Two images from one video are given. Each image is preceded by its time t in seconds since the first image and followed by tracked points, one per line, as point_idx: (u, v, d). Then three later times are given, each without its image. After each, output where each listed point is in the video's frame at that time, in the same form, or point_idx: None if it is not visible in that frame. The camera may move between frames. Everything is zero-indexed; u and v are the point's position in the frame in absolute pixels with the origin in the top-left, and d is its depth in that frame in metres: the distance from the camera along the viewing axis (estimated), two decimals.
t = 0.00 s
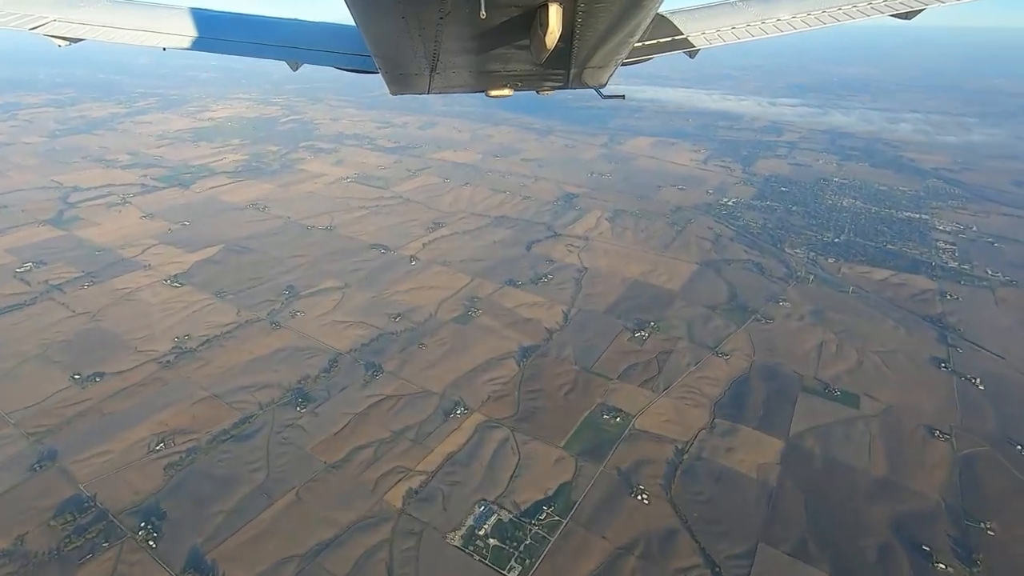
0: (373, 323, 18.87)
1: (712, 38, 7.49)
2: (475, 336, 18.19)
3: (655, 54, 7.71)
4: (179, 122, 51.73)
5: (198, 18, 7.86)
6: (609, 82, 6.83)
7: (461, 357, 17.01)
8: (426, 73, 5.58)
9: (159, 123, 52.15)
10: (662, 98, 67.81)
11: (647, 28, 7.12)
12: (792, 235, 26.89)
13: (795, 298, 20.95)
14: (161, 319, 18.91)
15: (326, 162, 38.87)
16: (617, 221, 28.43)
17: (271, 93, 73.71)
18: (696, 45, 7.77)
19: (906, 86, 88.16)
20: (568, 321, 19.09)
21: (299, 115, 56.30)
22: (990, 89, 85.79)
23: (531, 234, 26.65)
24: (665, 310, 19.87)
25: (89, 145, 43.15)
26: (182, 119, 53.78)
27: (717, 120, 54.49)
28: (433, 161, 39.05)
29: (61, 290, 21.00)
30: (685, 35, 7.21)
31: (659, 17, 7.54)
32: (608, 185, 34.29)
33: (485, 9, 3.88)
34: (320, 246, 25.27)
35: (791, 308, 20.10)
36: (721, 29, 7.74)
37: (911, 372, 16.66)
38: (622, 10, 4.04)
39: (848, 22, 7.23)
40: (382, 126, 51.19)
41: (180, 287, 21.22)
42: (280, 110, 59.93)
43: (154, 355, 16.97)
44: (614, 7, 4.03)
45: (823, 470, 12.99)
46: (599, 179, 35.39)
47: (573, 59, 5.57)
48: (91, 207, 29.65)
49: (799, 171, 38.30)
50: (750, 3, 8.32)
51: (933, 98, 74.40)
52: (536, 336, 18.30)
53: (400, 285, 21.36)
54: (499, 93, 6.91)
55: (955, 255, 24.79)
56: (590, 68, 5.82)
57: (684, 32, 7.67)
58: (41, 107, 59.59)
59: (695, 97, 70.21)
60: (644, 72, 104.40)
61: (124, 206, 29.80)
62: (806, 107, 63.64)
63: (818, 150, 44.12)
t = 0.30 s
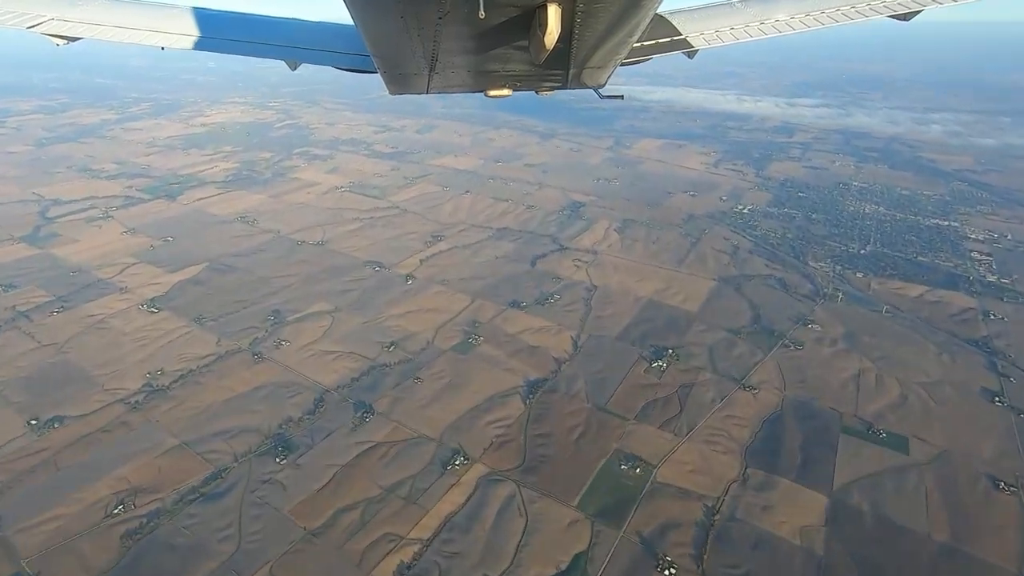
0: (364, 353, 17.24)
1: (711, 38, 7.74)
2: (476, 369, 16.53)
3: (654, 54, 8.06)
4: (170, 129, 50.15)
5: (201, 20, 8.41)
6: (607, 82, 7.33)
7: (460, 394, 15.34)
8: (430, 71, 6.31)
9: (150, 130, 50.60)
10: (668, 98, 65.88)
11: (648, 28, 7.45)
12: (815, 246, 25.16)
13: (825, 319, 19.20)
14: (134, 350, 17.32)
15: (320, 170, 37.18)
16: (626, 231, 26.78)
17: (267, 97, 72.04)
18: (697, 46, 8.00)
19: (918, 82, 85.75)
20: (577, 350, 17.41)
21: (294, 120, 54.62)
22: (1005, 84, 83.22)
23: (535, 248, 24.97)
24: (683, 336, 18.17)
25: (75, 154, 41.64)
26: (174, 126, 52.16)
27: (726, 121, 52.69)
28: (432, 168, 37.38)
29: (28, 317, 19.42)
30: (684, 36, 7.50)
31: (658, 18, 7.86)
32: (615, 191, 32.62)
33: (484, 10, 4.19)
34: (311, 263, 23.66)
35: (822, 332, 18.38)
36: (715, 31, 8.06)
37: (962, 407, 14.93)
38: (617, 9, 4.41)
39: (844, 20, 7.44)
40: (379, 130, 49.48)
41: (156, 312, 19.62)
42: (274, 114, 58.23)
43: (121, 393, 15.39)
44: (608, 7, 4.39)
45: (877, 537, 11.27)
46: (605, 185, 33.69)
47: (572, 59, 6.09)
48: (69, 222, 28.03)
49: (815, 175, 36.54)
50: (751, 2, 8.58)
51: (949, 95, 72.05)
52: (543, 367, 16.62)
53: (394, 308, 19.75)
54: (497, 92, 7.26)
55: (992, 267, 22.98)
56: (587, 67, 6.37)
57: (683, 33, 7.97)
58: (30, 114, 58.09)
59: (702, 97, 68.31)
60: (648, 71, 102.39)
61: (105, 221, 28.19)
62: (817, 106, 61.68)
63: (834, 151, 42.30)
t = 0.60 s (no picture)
0: (339, 389, 15.53)
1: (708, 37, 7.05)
2: (463, 409, 14.83)
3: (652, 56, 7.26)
4: (148, 129, 48.01)
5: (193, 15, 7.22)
6: (608, 83, 6.71)
7: (444, 442, 13.63)
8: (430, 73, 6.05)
9: (127, 129, 48.40)
10: (665, 104, 64.61)
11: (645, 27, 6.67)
12: (825, 267, 23.79)
13: (842, 352, 17.75)
14: (81, 384, 15.47)
15: (303, 176, 35.31)
16: (625, 248, 25.27)
17: (254, 95, 69.89)
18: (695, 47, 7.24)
19: (915, 91, 85.17)
20: (576, 387, 15.77)
21: (279, 121, 52.59)
22: (1002, 95, 82.79)
23: (529, 266, 23.38)
24: (691, 371, 16.61)
25: (45, 154, 39.51)
26: (152, 125, 49.98)
27: (725, 128, 51.42)
28: (422, 175, 35.64)
29: None
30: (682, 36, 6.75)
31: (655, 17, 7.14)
32: (613, 202, 31.15)
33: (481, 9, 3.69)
34: (287, 280, 21.85)
35: (840, 368, 16.92)
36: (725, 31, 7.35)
37: (1002, 459, 13.48)
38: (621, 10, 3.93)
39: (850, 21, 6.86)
40: (368, 133, 47.66)
41: (111, 338, 17.76)
42: (259, 114, 56.15)
43: (59, 438, 13.54)
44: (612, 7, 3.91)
45: None
46: (603, 196, 32.19)
47: (571, 60, 5.43)
48: (26, 231, 25.99)
49: (819, 188, 35.26)
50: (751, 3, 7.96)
51: (947, 104, 71.38)
52: (538, 408, 14.94)
53: (375, 335, 18.06)
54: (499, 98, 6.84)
55: (1014, 292, 21.66)
56: (582, 69, 5.66)
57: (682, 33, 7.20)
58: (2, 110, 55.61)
59: (700, 103, 67.11)
60: (645, 75, 101.28)
61: (66, 230, 26.17)
62: (815, 114, 60.65)
63: (836, 162, 41.12)
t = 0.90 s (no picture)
0: (327, 436, 13.90)
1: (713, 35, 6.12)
2: (465, 459, 13.17)
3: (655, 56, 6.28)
4: (141, 137, 46.59)
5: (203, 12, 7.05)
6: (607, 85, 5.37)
7: (444, 502, 11.98)
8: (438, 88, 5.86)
9: (118, 138, 46.99)
10: (673, 104, 62.66)
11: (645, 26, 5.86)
12: (857, 282, 21.98)
13: (887, 384, 15.95)
14: (41, 432, 13.97)
15: (297, 186, 33.72)
16: (638, 262, 23.57)
17: (251, 100, 68.39)
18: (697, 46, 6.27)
19: (931, 86, 82.64)
20: (592, 430, 14.09)
21: (276, 127, 51.03)
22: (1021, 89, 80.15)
23: (536, 285, 21.70)
24: (720, 409, 14.87)
25: (32, 166, 38.09)
26: (145, 133, 48.55)
27: (736, 129, 49.43)
28: (421, 183, 33.98)
29: None
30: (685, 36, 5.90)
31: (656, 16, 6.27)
32: (623, 211, 29.45)
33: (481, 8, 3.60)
34: (275, 304, 20.26)
35: (886, 403, 15.14)
36: (732, 28, 6.38)
37: None
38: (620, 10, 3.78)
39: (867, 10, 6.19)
40: (366, 139, 46.03)
41: (79, 376, 16.24)
42: (255, 120, 54.63)
43: (10, 501, 12.04)
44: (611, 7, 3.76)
45: None
46: (612, 204, 30.47)
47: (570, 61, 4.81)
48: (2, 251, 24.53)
49: (841, 191, 33.30)
50: None
51: (965, 100, 68.96)
52: (549, 457, 13.29)
53: (369, 369, 16.45)
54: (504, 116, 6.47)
55: None
56: (587, 72, 4.93)
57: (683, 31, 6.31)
58: None
59: (709, 102, 65.10)
60: (651, 73, 99.15)
61: (44, 250, 24.69)
62: (829, 113, 58.58)
63: (856, 163, 39.16)
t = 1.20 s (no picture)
0: (295, 491, 12.20)
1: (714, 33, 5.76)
2: (452, 522, 11.51)
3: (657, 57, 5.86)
4: (121, 135, 44.51)
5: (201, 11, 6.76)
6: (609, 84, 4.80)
7: None
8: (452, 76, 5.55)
9: (98, 134, 44.85)
10: (675, 108, 61.10)
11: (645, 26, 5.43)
12: (879, 309, 20.47)
13: (922, 432, 14.39)
14: None
15: (282, 191, 31.86)
16: (643, 281, 21.99)
17: (241, 97, 66.22)
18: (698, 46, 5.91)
19: (935, 95, 81.40)
20: (597, 486, 12.46)
21: (264, 126, 49.05)
22: None
23: (534, 306, 20.06)
24: (740, 461, 13.27)
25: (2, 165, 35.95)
26: (127, 130, 46.42)
27: (741, 136, 48.00)
28: (414, 189, 32.24)
29: None
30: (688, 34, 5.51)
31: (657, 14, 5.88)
32: (627, 223, 27.87)
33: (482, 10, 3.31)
34: (248, 326, 18.51)
35: (924, 456, 13.59)
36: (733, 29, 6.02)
37: None
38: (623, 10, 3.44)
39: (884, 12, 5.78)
40: (358, 141, 44.16)
41: (20, 411, 14.44)
42: (244, 119, 52.60)
43: None
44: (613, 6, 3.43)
45: None
46: (614, 215, 28.88)
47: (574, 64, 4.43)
48: None
49: (852, 205, 31.89)
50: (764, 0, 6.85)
51: (971, 109, 67.72)
52: (549, 520, 11.65)
53: (347, 407, 14.75)
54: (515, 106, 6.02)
55: None
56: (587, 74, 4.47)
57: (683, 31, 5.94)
58: None
59: (711, 108, 63.67)
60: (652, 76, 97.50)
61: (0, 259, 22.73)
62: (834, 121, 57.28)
63: (866, 175, 37.78)
